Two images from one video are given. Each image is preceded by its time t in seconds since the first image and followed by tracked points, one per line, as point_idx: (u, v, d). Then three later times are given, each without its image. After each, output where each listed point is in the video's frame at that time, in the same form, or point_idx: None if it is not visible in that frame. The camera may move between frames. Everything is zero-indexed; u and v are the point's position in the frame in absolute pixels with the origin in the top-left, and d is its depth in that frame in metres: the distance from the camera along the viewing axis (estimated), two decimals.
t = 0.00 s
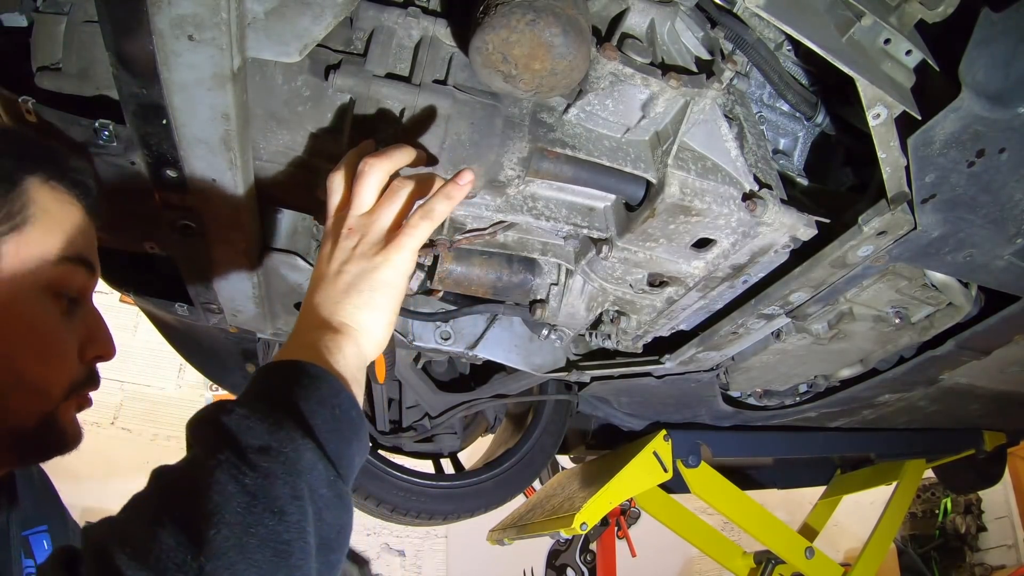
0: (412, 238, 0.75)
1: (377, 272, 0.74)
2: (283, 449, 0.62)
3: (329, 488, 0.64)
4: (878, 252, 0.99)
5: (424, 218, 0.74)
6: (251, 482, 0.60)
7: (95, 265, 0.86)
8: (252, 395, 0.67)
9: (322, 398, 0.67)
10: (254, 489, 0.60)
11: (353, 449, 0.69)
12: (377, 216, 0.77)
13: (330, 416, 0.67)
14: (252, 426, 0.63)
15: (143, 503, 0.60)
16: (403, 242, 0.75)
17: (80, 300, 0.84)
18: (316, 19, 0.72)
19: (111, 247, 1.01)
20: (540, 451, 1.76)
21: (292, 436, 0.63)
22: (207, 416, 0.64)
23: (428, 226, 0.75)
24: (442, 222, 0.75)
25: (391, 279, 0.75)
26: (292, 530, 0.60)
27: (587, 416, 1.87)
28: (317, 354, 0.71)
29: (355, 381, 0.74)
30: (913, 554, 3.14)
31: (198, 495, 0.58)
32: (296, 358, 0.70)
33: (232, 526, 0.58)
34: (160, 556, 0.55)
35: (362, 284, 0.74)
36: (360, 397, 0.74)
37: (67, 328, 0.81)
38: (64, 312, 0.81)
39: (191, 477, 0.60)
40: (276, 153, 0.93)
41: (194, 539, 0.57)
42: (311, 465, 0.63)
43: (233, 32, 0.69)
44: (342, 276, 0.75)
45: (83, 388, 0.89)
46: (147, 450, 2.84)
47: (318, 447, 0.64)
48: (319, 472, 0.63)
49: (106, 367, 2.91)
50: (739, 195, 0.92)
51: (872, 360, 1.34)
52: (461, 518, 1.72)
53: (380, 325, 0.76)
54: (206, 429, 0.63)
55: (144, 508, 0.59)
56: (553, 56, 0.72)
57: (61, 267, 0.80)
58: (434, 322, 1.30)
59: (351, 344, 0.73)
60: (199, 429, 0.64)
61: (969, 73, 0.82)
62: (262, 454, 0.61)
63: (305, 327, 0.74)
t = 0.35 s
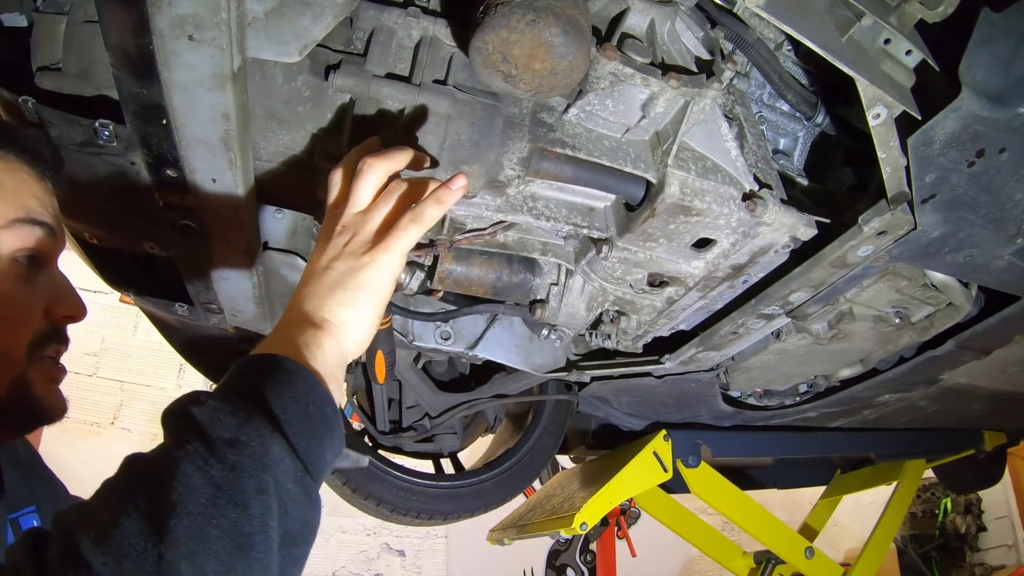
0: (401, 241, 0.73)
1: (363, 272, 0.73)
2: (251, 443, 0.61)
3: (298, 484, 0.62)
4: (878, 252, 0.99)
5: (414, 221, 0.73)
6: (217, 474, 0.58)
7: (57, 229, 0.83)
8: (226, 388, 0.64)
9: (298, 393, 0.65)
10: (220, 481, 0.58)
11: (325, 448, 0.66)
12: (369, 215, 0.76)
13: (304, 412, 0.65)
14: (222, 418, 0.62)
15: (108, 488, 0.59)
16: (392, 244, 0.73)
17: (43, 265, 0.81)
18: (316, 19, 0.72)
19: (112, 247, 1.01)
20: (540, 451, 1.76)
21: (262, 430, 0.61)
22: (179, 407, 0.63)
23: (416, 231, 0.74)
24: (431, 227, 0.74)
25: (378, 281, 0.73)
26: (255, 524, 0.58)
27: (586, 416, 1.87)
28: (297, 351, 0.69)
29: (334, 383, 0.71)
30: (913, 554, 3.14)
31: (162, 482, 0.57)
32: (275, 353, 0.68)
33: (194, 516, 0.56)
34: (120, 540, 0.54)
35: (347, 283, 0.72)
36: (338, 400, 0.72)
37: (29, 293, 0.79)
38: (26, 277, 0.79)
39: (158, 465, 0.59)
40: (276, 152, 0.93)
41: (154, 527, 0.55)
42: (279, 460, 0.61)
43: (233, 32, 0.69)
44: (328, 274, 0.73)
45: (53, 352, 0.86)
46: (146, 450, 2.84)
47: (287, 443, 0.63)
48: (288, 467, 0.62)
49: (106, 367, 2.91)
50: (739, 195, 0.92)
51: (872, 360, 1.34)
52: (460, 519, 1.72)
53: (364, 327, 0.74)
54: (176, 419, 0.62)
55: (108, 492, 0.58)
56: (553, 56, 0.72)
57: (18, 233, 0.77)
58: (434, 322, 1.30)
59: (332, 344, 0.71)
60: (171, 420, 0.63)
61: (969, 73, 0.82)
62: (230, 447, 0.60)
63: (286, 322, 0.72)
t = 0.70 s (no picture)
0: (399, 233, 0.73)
1: (359, 262, 0.72)
2: (235, 424, 0.60)
3: (284, 466, 0.61)
4: (877, 252, 0.99)
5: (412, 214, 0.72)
6: (200, 453, 0.58)
7: (14, 205, 0.79)
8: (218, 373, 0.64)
9: (286, 377, 0.64)
10: (203, 461, 0.57)
11: (313, 429, 0.65)
12: (367, 207, 0.75)
13: (292, 397, 0.64)
14: (207, 398, 0.61)
15: (96, 468, 0.59)
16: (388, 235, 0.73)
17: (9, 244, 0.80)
18: (316, 19, 0.72)
19: (112, 247, 1.02)
20: (540, 451, 1.76)
21: (245, 411, 0.60)
22: (166, 387, 0.62)
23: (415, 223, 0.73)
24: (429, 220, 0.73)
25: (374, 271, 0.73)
26: (237, 504, 0.57)
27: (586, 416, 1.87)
28: (287, 337, 0.68)
29: (325, 370, 0.71)
30: (914, 554, 3.14)
31: (145, 462, 0.57)
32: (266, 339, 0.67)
33: (175, 494, 0.56)
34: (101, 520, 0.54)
35: (342, 273, 0.72)
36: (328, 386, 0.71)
37: None
38: None
39: (143, 445, 0.58)
40: (276, 152, 0.93)
41: (135, 506, 0.55)
42: (263, 441, 0.60)
43: (233, 32, 0.69)
44: (323, 263, 0.73)
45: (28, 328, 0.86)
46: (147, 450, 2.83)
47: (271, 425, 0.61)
48: (273, 449, 0.61)
49: (107, 367, 2.91)
50: (739, 195, 0.92)
51: (872, 360, 1.34)
52: (460, 519, 1.72)
53: (358, 315, 0.73)
54: (162, 399, 0.61)
55: (93, 472, 0.58)
56: (553, 56, 0.72)
57: None
58: (434, 322, 1.30)
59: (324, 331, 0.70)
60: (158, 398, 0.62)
61: (970, 73, 0.82)
62: (214, 428, 0.59)
63: (279, 310, 0.71)
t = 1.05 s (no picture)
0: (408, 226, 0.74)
1: (370, 256, 0.72)
2: (261, 418, 0.59)
3: (307, 462, 0.61)
4: (877, 252, 0.99)
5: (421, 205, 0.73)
6: (225, 449, 0.57)
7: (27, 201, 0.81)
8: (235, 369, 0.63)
9: (310, 374, 0.64)
10: (227, 457, 0.57)
11: (337, 426, 0.65)
12: (372, 205, 0.76)
13: (314, 393, 0.63)
14: (229, 392, 0.60)
15: (115, 464, 0.58)
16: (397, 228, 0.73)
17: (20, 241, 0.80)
18: (316, 19, 0.72)
19: (111, 247, 1.01)
20: (540, 451, 1.76)
21: (271, 405, 0.60)
22: (187, 384, 0.61)
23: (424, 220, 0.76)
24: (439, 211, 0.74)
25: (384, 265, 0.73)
26: (265, 500, 0.57)
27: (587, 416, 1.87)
28: (304, 333, 0.67)
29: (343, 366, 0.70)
30: (913, 554, 3.14)
31: (170, 458, 0.56)
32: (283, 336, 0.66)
33: (203, 490, 0.55)
34: (125, 516, 0.53)
35: (353, 268, 0.72)
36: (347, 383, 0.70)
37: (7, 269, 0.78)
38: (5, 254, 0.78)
39: (165, 441, 0.58)
40: (276, 152, 0.93)
41: (161, 503, 0.54)
42: (290, 438, 0.60)
43: (233, 32, 0.69)
44: (333, 260, 0.73)
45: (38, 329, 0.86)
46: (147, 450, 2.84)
47: (297, 420, 0.61)
48: (297, 445, 0.60)
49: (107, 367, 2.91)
50: (739, 195, 0.92)
51: (872, 360, 1.34)
52: (461, 519, 1.72)
53: (371, 312, 0.73)
54: (182, 396, 0.61)
55: (113, 469, 0.57)
56: (553, 56, 0.72)
57: None
58: (434, 322, 1.30)
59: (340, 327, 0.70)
60: (179, 397, 0.61)
61: (970, 72, 0.82)
62: (239, 423, 0.58)
63: (292, 308, 0.71)
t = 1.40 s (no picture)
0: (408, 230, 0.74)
1: (368, 259, 0.72)
2: (238, 413, 0.59)
3: (287, 460, 0.60)
4: (878, 252, 0.99)
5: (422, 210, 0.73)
6: (201, 444, 0.57)
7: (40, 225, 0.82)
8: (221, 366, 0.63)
9: (294, 372, 0.63)
10: (203, 451, 0.57)
11: (322, 426, 0.64)
12: (373, 207, 0.76)
13: (298, 392, 0.63)
14: (212, 387, 0.60)
15: (95, 455, 0.58)
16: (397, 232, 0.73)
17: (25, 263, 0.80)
18: (316, 19, 0.72)
19: (112, 247, 1.01)
20: (541, 451, 1.76)
21: (250, 401, 0.59)
22: (171, 377, 0.62)
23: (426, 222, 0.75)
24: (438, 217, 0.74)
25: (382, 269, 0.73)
26: (237, 496, 0.57)
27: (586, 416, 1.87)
28: (297, 334, 0.67)
29: (334, 368, 0.69)
30: (913, 554, 3.14)
31: (145, 450, 0.56)
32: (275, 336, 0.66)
33: (173, 483, 0.55)
34: (94, 503, 0.54)
35: (352, 271, 0.72)
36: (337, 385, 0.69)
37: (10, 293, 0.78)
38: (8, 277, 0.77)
39: (143, 433, 0.58)
40: (277, 152, 0.93)
41: (131, 493, 0.55)
42: (268, 434, 0.59)
43: (233, 32, 0.69)
44: (332, 262, 0.73)
45: (43, 350, 0.86)
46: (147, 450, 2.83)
47: (277, 418, 0.60)
48: (275, 443, 0.59)
49: (107, 367, 2.91)
50: (739, 195, 0.92)
51: (872, 360, 1.34)
52: (460, 519, 1.73)
53: (366, 315, 0.72)
54: (166, 389, 0.61)
55: (93, 460, 0.58)
56: (553, 56, 0.72)
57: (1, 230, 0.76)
58: (434, 322, 1.30)
59: (333, 329, 0.69)
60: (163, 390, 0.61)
61: (970, 73, 0.82)
62: (217, 418, 0.58)
63: (288, 308, 0.70)
